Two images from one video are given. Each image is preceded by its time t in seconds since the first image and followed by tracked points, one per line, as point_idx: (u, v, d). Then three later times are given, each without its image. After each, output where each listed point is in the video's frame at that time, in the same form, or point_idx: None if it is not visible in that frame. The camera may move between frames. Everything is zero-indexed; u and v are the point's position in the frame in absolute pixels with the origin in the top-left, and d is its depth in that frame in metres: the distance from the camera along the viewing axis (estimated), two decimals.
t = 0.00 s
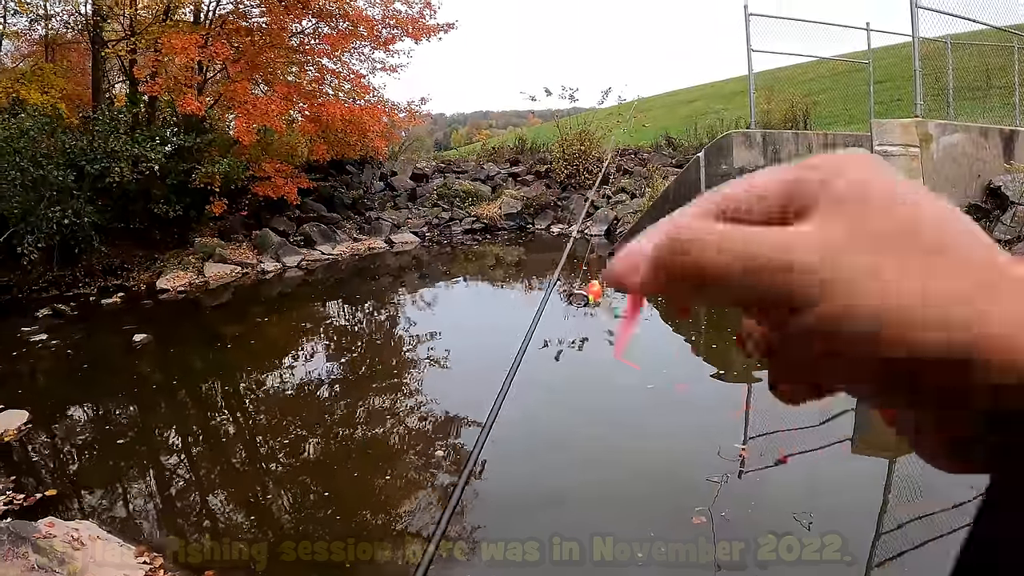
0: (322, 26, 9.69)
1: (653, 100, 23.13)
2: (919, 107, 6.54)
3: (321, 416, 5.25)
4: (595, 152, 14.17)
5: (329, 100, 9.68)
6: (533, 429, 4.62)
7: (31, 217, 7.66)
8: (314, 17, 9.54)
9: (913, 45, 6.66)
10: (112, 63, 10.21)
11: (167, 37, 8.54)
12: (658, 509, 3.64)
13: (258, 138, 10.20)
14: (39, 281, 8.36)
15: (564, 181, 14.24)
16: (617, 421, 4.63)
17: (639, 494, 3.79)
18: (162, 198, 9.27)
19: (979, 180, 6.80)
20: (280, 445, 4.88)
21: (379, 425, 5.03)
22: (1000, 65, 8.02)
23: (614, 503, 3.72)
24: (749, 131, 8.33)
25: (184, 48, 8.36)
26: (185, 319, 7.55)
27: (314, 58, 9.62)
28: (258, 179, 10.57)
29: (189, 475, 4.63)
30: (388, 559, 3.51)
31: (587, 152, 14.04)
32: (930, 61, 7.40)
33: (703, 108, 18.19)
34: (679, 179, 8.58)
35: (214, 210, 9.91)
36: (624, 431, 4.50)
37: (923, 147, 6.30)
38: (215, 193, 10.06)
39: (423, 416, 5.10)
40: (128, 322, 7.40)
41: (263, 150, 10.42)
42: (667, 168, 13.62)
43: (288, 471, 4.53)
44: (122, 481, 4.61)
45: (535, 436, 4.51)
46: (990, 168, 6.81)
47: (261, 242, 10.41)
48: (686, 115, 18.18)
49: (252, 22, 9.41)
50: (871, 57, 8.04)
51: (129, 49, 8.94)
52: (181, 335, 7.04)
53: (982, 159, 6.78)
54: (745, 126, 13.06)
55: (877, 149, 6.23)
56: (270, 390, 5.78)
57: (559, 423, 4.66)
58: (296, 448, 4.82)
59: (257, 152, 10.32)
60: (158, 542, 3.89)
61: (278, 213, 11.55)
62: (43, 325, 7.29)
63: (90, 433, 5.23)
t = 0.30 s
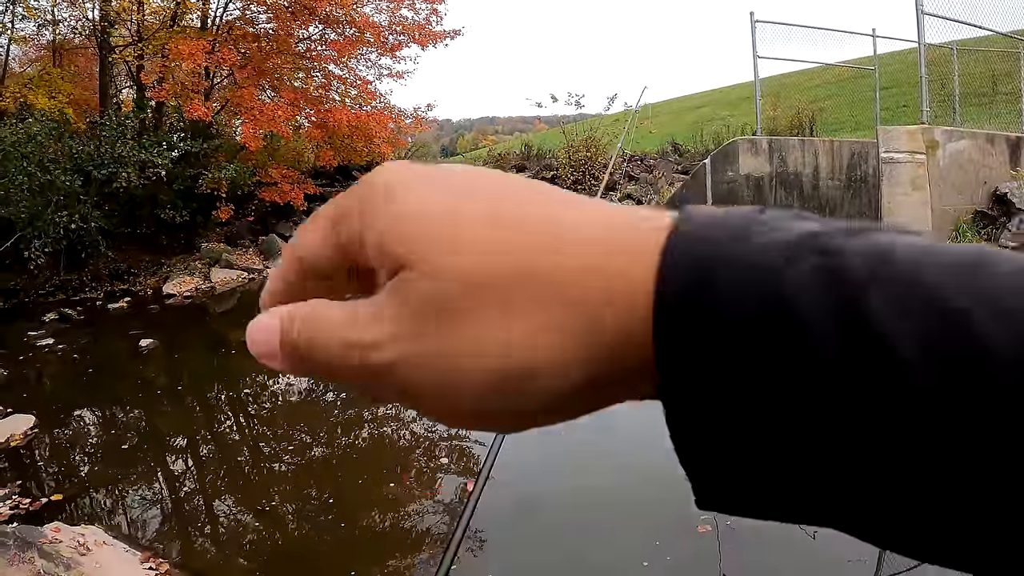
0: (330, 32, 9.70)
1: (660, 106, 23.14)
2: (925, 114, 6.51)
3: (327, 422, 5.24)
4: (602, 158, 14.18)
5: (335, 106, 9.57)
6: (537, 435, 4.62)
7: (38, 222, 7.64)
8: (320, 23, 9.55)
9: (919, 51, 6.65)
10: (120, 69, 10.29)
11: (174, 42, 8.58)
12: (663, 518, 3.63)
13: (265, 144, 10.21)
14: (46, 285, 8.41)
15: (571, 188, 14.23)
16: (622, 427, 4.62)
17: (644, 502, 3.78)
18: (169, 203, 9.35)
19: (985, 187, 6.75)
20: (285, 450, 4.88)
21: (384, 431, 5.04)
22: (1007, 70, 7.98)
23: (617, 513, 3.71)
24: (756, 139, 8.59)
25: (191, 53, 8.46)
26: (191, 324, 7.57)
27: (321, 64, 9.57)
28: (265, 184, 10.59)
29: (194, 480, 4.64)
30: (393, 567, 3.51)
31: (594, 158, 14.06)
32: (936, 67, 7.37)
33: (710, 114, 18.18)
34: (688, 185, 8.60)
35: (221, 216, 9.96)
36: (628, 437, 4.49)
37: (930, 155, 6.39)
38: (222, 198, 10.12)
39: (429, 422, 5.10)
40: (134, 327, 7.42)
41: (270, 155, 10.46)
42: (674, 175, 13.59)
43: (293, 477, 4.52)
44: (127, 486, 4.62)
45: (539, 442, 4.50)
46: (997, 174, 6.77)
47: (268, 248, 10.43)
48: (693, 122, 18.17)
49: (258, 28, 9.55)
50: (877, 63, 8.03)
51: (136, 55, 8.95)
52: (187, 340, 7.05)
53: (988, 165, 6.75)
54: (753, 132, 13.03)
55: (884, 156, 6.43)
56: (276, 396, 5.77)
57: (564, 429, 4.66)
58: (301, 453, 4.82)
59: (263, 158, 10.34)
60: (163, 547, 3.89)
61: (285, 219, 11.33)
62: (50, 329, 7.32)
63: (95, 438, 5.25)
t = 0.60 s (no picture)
0: (339, 38, 9.74)
1: (668, 112, 23.17)
2: (934, 118, 6.50)
3: (335, 427, 5.25)
4: (610, 164, 14.20)
5: (345, 111, 9.70)
6: (545, 441, 4.64)
7: (49, 225, 7.67)
8: (330, 29, 9.58)
9: (928, 57, 6.64)
10: (130, 73, 10.37)
11: (185, 47, 8.62)
12: (671, 524, 3.63)
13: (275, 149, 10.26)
14: (56, 288, 8.47)
15: (579, 193, 14.27)
16: (629, 435, 4.63)
17: (652, 508, 3.78)
18: (179, 207, 9.46)
19: (994, 191, 6.75)
20: (293, 454, 4.89)
21: (392, 436, 5.04)
22: (1015, 75, 7.98)
23: (624, 518, 3.71)
24: (764, 144, 8.29)
25: (201, 58, 8.44)
26: (201, 327, 7.61)
27: (330, 70, 9.68)
28: (274, 189, 10.63)
29: (204, 483, 4.66)
30: (403, 568, 3.51)
31: (602, 163, 14.08)
32: (944, 71, 7.37)
33: (718, 119, 18.20)
34: (694, 190, 8.40)
35: (230, 220, 10.01)
36: (636, 445, 4.49)
37: (938, 160, 6.37)
38: (232, 203, 10.16)
39: (437, 426, 5.11)
40: (144, 330, 7.45)
41: (280, 160, 10.59)
42: (682, 179, 13.58)
43: (301, 482, 4.53)
44: (137, 488, 4.64)
45: (547, 449, 4.52)
46: (1006, 179, 6.76)
47: (277, 252, 10.49)
48: (701, 127, 18.19)
49: (268, 34, 9.44)
50: (886, 68, 8.02)
51: (146, 59, 9.02)
52: (196, 344, 7.08)
53: (997, 170, 6.76)
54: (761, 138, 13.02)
55: (892, 161, 6.23)
56: (285, 399, 5.80)
57: (571, 437, 4.67)
58: (310, 456, 4.84)
59: (273, 162, 10.39)
60: (173, 549, 3.91)
61: (294, 223, 11.69)
62: (60, 332, 7.37)
63: (105, 440, 5.27)
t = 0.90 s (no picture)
0: (349, 42, 9.75)
1: (678, 116, 23.15)
2: (945, 124, 6.48)
3: (345, 430, 5.26)
4: (620, 169, 14.20)
5: (355, 115, 9.71)
6: (552, 445, 4.64)
7: (61, 228, 7.72)
8: (340, 33, 9.60)
9: (938, 62, 6.63)
10: (141, 76, 10.42)
11: (196, 51, 8.67)
12: (679, 526, 3.62)
13: (286, 153, 10.28)
14: (67, 290, 8.53)
15: (589, 198, 14.27)
16: (636, 438, 4.63)
17: (660, 511, 3.78)
18: (189, 211, 9.51)
19: (1005, 196, 6.73)
20: (303, 457, 4.91)
21: (401, 439, 5.05)
22: None
23: (632, 520, 3.71)
24: (773, 148, 8.26)
25: (213, 63, 8.50)
26: (211, 330, 7.64)
27: (341, 74, 9.68)
28: (284, 193, 10.65)
29: (213, 485, 4.67)
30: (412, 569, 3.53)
31: (612, 168, 14.09)
32: (955, 76, 7.34)
33: (729, 124, 18.17)
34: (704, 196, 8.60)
35: (241, 224, 10.06)
36: (643, 448, 4.50)
37: (948, 165, 6.22)
38: (242, 206, 10.20)
39: (447, 429, 5.13)
40: (154, 333, 7.49)
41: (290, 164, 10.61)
42: (693, 184, 13.56)
43: (311, 484, 4.54)
44: (147, 490, 4.65)
45: (555, 453, 4.51)
46: (1017, 184, 6.74)
47: (287, 255, 10.53)
48: (711, 131, 18.16)
49: (279, 38, 9.56)
50: (897, 72, 8.00)
51: (157, 63, 9.07)
52: (206, 347, 7.11)
53: (1008, 175, 6.73)
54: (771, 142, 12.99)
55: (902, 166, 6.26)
56: (295, 402, 5.82)
57: (579, 440, 4.67)
58: (321, 459, 4.86)
59: (284, 166, 10.40)
60: (183, 551, 3.92)
61: (304, 227, 11.63)
62: (70, 333, 7.41)
63: (115, 442, 5.29)
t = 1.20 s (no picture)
0: (361, 46, 9.79)
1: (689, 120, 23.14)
2: (956, 128, 6.46)
3: (355, 432, 5.27)
4: (631, 173, 14.19)
5: (367, 118, 9.71)
6: (562, 450, 4.64)
7: (73, 229, 7.79)
8: (352, 37, 9.65)
9: (949, 66, 6.61)
10: (153, 79, 10.48)
11: (208, 54, 8.71)
12: (692, 530, 3.62)
13: (298, 156, 10.29)
14: (79, 291, 8.61)
15: (600, 202, 14.28)
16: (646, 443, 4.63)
17: (671, 515, 3.77)
18: (201, 213, 9.57)
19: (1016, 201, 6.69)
20: (312, 459, 4.92)
21: (410, 442, 5.06)
22: None
23: (644, 525, 3.70)
24: (785, 153, 8.14)
25: (225, 66, 8.53)
26: (222, 332, 7.67)
27: (352, 77, 9.68)
28: (296, 196, 10.68)
29: (222, 486, 4.69)
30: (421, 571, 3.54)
31: (623, 172, 14.09)
32: (966, 80, 7.32)
33: (740, 128, 18.13)
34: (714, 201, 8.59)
35: (251, 226, 10.10)
36: (654, 452, 4.50)
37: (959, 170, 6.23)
38: (253, 209, 10.26)
39: (455, 433, 5.14)
40: (165, 334, 7.53)
41: (302, 166, 10.42)
42: (703, 189, 13.55)
43: (320, 487, 4.54)
44: (156, 490, 4.67)
45: (565, 458, 4.50)
46: None
47: (298, 258, 10.58)
48: (722, 135, 18.14)
49: (290, 41, 9.65)
50: (907, 76, 7.98)
51: (169, 66, 9.11)
52: (217, 348, 7.15)
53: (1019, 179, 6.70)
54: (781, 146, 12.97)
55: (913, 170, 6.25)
56: (305, 404, 5.84)
57: (588, 445, 4.67)
58: (330, 461, 4.87)
59: (294, 168, 10.26)
60: (192, 551, 3.94)
61: (315, 229, 11.72)
62: (82, 334, 7.46)
63: (125, 442, 5.32)
